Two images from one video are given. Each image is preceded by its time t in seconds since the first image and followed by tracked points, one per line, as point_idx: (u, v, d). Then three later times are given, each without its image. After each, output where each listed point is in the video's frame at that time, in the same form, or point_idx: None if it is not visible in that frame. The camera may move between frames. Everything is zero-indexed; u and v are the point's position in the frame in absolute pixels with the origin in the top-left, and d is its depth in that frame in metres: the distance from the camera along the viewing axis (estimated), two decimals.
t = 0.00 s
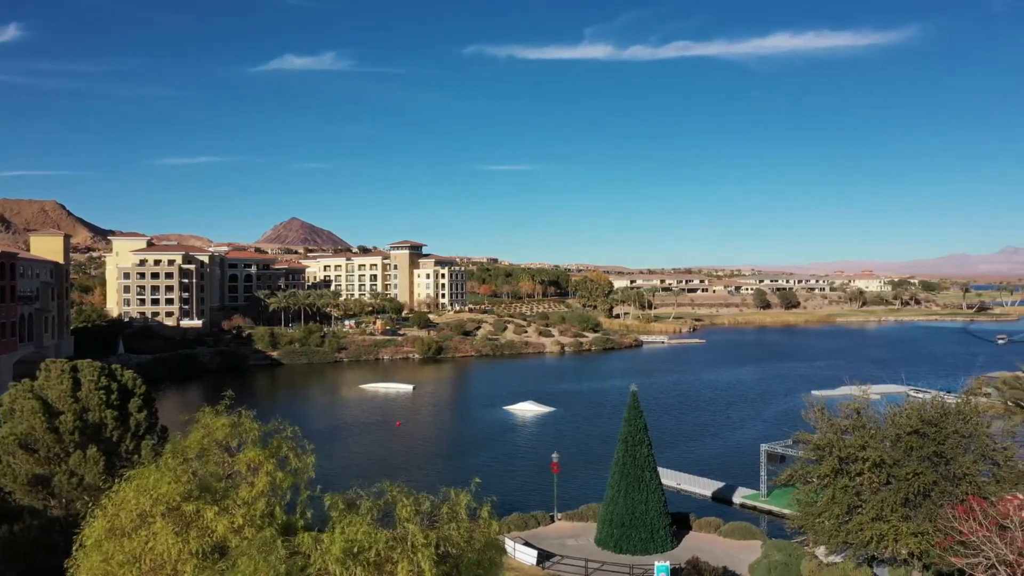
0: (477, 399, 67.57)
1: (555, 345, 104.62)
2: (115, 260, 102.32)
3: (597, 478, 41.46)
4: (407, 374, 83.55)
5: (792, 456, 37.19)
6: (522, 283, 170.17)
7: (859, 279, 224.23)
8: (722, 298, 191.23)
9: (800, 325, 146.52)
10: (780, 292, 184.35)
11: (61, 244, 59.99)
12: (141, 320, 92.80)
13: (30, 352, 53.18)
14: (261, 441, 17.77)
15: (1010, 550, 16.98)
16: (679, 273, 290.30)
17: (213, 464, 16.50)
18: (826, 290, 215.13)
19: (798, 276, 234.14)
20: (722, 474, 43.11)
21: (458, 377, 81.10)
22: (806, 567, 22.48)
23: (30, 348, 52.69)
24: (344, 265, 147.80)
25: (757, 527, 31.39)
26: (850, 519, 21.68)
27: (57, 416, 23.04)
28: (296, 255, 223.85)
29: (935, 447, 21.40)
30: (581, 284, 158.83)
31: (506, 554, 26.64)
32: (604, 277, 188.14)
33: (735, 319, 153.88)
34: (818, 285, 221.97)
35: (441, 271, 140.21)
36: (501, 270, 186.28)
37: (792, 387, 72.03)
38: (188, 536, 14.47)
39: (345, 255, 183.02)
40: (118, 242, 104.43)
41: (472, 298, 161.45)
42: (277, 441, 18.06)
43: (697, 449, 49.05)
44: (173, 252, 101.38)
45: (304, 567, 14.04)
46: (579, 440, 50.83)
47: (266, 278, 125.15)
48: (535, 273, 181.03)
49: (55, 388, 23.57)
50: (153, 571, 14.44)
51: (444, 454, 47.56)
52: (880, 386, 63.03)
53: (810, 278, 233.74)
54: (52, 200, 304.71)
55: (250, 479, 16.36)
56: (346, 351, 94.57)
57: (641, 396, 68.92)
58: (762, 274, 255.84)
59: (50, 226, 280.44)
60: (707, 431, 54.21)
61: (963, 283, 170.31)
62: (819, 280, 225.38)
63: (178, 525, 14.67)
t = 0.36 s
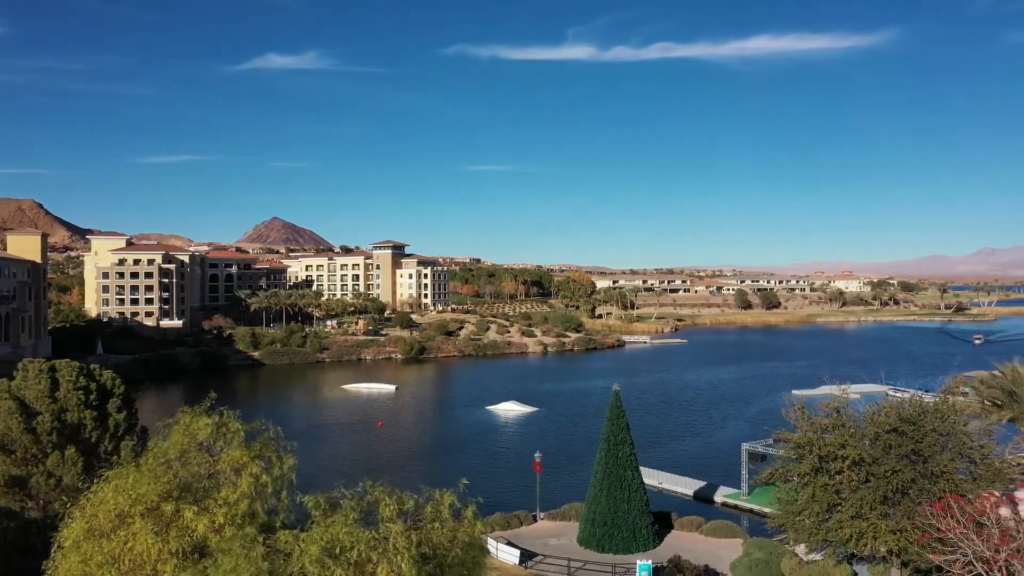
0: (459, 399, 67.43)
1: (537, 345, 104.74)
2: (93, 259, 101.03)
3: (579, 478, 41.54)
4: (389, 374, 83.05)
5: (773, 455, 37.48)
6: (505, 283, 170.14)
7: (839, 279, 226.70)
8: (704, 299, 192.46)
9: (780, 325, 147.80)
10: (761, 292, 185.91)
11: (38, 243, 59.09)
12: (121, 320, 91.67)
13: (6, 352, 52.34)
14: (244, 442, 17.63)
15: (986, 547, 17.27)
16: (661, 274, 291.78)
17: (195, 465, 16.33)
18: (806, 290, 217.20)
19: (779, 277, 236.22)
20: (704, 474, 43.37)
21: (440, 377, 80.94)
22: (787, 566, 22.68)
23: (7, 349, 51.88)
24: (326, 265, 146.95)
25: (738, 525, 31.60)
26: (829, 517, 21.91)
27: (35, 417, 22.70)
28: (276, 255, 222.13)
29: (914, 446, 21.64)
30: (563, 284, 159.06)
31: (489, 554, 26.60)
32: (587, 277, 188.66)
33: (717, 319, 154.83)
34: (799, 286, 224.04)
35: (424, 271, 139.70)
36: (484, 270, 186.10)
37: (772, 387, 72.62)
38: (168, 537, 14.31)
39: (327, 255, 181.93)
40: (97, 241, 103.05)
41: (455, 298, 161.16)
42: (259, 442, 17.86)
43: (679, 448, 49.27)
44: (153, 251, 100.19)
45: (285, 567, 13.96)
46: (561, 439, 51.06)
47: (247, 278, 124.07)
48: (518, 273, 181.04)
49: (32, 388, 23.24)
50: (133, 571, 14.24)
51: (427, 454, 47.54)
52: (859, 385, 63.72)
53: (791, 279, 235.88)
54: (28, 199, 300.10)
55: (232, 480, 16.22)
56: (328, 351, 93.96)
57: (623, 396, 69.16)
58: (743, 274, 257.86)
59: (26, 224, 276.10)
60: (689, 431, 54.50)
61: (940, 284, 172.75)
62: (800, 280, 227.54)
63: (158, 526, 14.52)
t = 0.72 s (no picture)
0: (440, 399, 67.32)
1: (518, 345, 104.91)
2: (69, 259, 99.52)
3: (560, 478, 41.65)
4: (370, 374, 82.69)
5: (752, 454, 37.80)
6: (486, 283, 170.10)
7: (816, 281, 229.36)
8: (684, 299, 193.88)
9: (759, 326, 149.17)
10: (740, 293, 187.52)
11: (12, 242, 58.12)
12: (97, 320, 90.36)
13: None
14: (222, 443, 17.44)
15: (961, 544, 17.56)
16: (641, 275, 293.16)
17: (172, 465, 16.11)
18: (785, 291, 219.43)
19: (758, 278, 238.46)
20: (684, 472, 43.67)
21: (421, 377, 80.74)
22: (766, 564, 22.88)
23: None
24: (306, 265, 145.99)
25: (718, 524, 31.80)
26: (808, 516, 22.14)
27: (10, 417, 22.29)
28: (256, 255, 220.33)
29: (890, 445, 21.92)
30: (544, 285, 159.28)
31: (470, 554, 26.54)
32: (567, 278, 189.16)
33: (697, 320, 155.91)
34: (778, 287, 226.29)
35: (405, 271, 139.13)
36: (465, 270, 185.87)
37: (751, 387, 73.32)
38: (146, 537, 14.12)
39: (307, 255, 180.56)
40: (73, 240, 101.57)
41: (436, 299, 160.78)
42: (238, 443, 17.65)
43: (660, 448, 49.56)
44: (130, 251, 98.89)
45: (265, 566, 13.87)
46: (541, 439, 51.22)
47: (226, 278, 122.86)
48: (498, 273, 181.04)
49: (6, 388, 22.82)
50: (110, 572, 14.03)
51: (408, 454, 47.47)
52: (837, 385, 64.52)
53: (770, 280, 238.13)
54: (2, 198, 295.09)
55: (210, 480, 16.02)
56: (308, 351, 93.29)
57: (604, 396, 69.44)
58: (722, 275, 259.94)
59: None
60: (669, 430, 54.83)
61: (916, 284, 175.35)
62: (779, 281, 229.81)
63: (135, 526, 14.33)
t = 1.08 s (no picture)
0: (421, 400, 67.07)
1: (499, 345, 104.89)
2: (44, 258, 97.87)
3: (540, 478, 41.70)
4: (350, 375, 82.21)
5: (731, 454, 38.09)
6: (467, 283, 169.81)
7: (795, 282, 231.85)
8: (665, 299, 195.00)
9: (738, 326, 150.38)
10: (720, 293, 189.06)
11: None
12: (73, 321, 88.96)
13: None
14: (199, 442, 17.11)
15: (936, 541, 17.84)
16: (622, 275, 294.58)
17: (149, 465, 15.81)
18: (763, 291, 221.51)
19: (737, 279, 240.52)
20: (664, 472, 43.92)
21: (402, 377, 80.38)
22: (745, 562, 23.09)
23: None
24: (286, 265, 144.75)
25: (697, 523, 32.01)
26: (786, 514, 22.38)
27: None
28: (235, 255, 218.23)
29: (868, 443, 22.16)
30: (525, 285, 159.34)
31: (450, 554, 26.45)
32: (548, 278, 189.44)
33: (678, 319, 156.86)
34: (757, 287, 228.37)
35: (385, 271, 138.45)
36: (446, 271, 185.45)
37: (730, 386, 73.92)
38: (122, 539, 13.93)
39: (287, 254, 179.14)
40: (48, 240, 99.91)
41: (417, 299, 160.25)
42: (215, 442, 17.41)
43: (640, 447, 49.78)
44: (107, 250, 97.43)
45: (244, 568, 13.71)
46: (522, 439, 51.34)
47: (205, 278, 121.52)
48: (479, 273, 180.83)
49: None
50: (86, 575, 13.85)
51: (389, 455, 47.25)
52: (815, 384, 65.24)
53: (749, 280, 240.17)
54: None
55: (187, 481, 15.74)
56: (288, 352, 92.51)
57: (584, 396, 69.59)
58: (702, 275, 261.61)
59: None
60: (650, 430, 55.10)
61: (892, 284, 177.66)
62: (758, 282, 232.05)
63: (111, 528, 14.11)
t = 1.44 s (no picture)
0: (396, 400, 66.68)
1: (474, 346, 104.69)
2: (9, 257, 95.53)
3: (515, 478, 41.66)
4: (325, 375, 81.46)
5: (704, 452, 38.34)
6: (442, 284, 169.22)
7: (767, 282, 234.83)
8: (639, 300, 196.22)
9: (712, 326, 151.80)
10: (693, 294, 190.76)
11: None
12: (40, 321, 86.92)
13: None
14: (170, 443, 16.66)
15: (905, 537, 18.09)
16: (597, 275, 296.11)
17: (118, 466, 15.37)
18: (736, 292, 223.92)
19: (710, 280, 242.92)
20: (638, 471, 44.11)
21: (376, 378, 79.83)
22: (717, 560, 23.28)
23: None
24: (259, 265, 142.93)
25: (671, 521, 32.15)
26: (758, 512, 22.53)
27: None
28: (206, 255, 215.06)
29: (838, 441, 22.38)
30: (500, 285, 159.16)
31: (425, 555, 26.20)
32: (523, 279, 189.59)
33: (652, 320, 157.91)
34: (729, 288, 230.84)
35: (359, 271, 137.35)
36: (421, 271, 184.65)
37: (703, 386, 74.54)
38: (90, 542, 13.58)
39: (259, 254, 176.92)
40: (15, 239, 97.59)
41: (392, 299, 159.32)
42: (186, 444, 16.99)
43: (614, 447, 49.97)
44: (76, 250, 95.40)
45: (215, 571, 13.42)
46: (497, 439, 51.30)
47: (176, 278, 119.56)
48: (454, 274, 180.28)
49: None
50: None
51: (363, 455, 46.88)
52: (786, 384, 66.06)
53: (722, 281, 242.74)
54: None
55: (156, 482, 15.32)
56: (260, 353, 91.30)
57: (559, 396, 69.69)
58: (676, 276, 263.79)
59: None
60: (625, 430, 55.33)
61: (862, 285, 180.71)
62: (730, 283, 234.59)
63: (78, 530, 13.76)
